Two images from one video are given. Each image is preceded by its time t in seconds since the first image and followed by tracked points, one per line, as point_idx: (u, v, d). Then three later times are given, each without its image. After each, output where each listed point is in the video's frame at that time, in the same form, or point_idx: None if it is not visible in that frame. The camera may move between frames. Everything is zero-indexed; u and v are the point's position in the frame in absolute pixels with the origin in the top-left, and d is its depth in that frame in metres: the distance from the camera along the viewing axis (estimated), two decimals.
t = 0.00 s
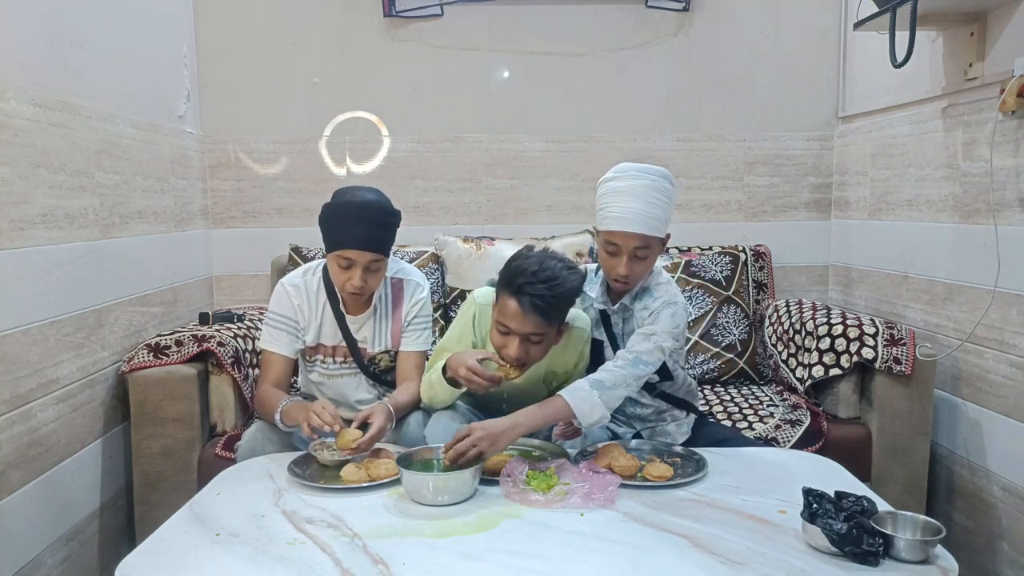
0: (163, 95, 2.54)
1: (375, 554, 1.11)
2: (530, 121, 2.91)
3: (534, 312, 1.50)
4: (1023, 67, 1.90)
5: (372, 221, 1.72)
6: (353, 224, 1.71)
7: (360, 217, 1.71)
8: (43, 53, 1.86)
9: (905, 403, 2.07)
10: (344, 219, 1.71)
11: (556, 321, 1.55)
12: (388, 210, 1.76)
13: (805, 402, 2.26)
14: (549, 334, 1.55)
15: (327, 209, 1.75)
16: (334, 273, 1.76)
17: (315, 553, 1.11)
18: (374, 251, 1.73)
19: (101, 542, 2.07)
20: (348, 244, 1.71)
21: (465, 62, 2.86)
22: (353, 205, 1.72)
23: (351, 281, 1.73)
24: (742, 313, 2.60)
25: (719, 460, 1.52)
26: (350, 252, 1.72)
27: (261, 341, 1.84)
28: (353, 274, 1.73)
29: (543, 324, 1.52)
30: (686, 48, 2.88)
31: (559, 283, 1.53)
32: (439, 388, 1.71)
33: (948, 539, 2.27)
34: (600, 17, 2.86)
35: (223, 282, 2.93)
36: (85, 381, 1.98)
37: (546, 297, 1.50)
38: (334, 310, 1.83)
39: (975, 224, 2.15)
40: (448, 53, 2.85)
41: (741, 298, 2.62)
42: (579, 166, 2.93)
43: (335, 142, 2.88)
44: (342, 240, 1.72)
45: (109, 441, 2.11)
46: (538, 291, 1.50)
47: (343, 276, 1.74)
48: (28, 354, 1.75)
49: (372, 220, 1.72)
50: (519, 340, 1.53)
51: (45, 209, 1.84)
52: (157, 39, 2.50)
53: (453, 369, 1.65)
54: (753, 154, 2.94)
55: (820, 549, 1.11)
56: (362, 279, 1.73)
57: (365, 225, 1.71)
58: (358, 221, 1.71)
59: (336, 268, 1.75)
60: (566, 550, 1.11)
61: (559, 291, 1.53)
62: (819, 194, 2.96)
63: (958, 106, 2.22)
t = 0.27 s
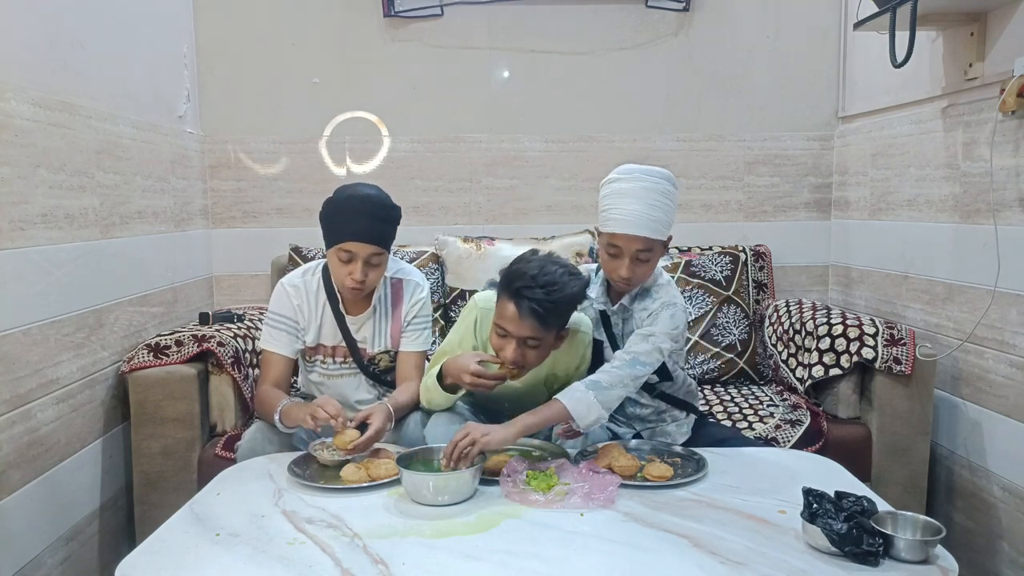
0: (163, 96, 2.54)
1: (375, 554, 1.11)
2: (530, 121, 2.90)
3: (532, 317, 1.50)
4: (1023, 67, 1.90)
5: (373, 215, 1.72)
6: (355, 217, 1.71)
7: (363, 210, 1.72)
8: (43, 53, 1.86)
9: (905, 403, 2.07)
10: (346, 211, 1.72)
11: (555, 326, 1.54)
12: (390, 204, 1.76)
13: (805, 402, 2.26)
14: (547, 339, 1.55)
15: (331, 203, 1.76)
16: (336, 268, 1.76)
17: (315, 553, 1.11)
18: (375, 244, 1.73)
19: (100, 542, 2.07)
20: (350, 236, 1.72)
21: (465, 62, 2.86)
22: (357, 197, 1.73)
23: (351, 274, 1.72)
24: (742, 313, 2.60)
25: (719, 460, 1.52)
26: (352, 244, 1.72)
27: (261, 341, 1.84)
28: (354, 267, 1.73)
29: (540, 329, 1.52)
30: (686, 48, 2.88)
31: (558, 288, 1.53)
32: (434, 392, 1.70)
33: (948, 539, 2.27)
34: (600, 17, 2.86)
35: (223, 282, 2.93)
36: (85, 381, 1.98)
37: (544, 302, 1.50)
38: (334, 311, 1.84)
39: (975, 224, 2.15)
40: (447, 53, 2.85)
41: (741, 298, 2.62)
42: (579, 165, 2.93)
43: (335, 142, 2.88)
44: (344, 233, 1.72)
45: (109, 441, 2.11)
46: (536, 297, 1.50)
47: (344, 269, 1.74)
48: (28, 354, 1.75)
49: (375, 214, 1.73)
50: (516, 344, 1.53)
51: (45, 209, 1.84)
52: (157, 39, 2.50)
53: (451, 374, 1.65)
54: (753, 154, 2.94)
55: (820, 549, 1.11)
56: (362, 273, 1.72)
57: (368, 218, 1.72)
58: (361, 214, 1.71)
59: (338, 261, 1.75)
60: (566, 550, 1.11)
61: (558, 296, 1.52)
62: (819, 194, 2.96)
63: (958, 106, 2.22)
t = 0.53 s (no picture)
0: (163, 96, 2.54)
1: (375, 554, 1.11)
2: (530, 121, 2.90)
3: (533, 323, 1.50)
4: (1023, 67, 1.90)
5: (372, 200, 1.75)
6: (355, 202, 1.73)
7: (362, 196, 1.74)
8: (43, 52, 1.86)
9: (905, 403, 2.07)
10: (347, 197, 1.73)
11: (557, 332, 1.54)
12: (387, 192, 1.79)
13: (805, 402, 2.26)
14: (549, 344, 1.54)
15: (329, 192, 1.78)
16: (336, 256, 1.76)
17: (315, 553, 1.11)
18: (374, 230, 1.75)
19: (100, 542, 2.07)
20: (351, 220, 1.72)
21: (465, 62, 2.86)
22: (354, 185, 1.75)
23: (351, 258, 1.73)
24: (742, 313, 2.60)
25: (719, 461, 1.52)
26: (352, 227, 1.73)
27: (261, 341, 1.84)
28: (353, 251, 1.73)
29: (542, 335, 1.51)
30: (686, 48, 2.88)
31: (560, 294, 1.52)
32: (433, 395, 1.70)
33: (948, 539, 2.27)
34: (599, 17, 2.86)
35: (223, 282, 2.93)
36: (85, 381, 1.98)
37: (546, 308, 1.50)
38: (335, 308, 1.84)
39: (975, 224, 2.15)
40: (447, 53, 2.85)
41: (741, 298, 2.62)
42: (579, 165, 2.93)
43: (335, 142, 2.88)
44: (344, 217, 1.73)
45: (109, 441, 2.11)
46: (537, 302, 1.49)
47: (344, 255, 1.74)
48: (28, 354, 1.75)
49: (375, 201, 1.76)
50: (518, 349, 1.53)
51: (45, 209, 1.84)
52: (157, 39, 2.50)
53: (454, 383, 1.65)
54: (753, 154, 2.94)
55: (820, 549, 1.11)
56: (363, 257, 1.73)
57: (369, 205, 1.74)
58: (362, 199, 1.73)
59: (337, 249, 1.76)
60: (566, 550, 1.11)
61: (560, 302, 1.51)
62: (819, 194, 2.96)
63: (958, 106, 2.22)
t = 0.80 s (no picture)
0: (163, 96, 2.54)
1: (374, 554, 1.10)
2: (530, 121, 2.90)
3: (535, 328, 1.50)
4: (1022, 67, 1.90)
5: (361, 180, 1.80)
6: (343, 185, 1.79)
7: (352, 177, 1.80)
8: (43, 52, 1.86)
9: (905, 403, 2.07)
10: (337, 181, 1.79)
11: (559, 336, 1.54)
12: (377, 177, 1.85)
13: (805, 402, 2.26)
14: (551, 349, 1.55)
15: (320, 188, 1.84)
16: (330, 241, 1.79)
17: (314, 553, 1.11)
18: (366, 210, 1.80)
19: (100, 542, 2.07)
20: (342, 201, 1.78)
21: (465, 62, 2.86)
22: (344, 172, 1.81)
23: (344, 238, 1.77)
24: (742, 313, 2.61)
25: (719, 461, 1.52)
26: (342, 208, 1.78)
27: (260, 339, 1.84)
28: (346, 232, 1.78)
29: (544, 340, 1.52)
30: (686, 48, 2.88)
31: (561, 298, 1.52)
32: (434, 397, 1.68)
33: (948, 539, 2.27)
34: (599, 17, 2.86)
35: (223, 282, 2.93)
36: (85, 381, 1.98)
37: (547, 313, 1.50)
38: (335, 305, 1.85)
39: (975, 224, 2.15)
40: (447, 53, 2.85)
41: (741, 298, 2.62)
42: (579, 166, 2.93)
43: (335, 142, 2.88)
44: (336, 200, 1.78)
45: (109, 441, 2.11)
46: (539, 308, 1.50)
47: (339, 237, 1.78)
48: (28, 354, 1.75)
49: (364, 183, 1.81)
50: (520, 355, 1.53)
51: (45, 209, 1.84)
52: (157, 39, 2.50)
53: (459, 392, 1.64)
54: (753, 154, 2.94)
55: (820, 549, 1.11)
56: (354, 236, 1.77)
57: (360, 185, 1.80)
58: (351, 181, 1.79)
59: (332, 232, 1.79)
60: (566, 550, 1.11)
61: (561, 306, 1.52)
62: (819, 193, 2.96)
63: (958, 106, 2.22)
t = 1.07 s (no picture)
0: (163, 96, 2.54)
1: (375, 554, 1.11)
2: (530, 121, 2.90)
3: (534, 329, 1.50)
4: (1023, 67, 1.90)
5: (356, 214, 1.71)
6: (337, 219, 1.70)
7: (346, 208, 1.70)
8: (44, 53, 1.86)
9: (905, 403, 2.07)
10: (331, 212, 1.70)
11: (559, 336, 1.54)
12: (370, 198, 1.75)
13: (805, 402, 2.26)
14: (551, 349, 1.55)
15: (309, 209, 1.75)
16: (327, 270, 1.75)
17: (315, 553, 1.11)
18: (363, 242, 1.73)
19: (100, 542, 2.07)
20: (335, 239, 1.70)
21: (465, 62, 2.86)
22: (336, 196, 1.71)
23: (339, 274, 1.73)
24: (742, 313, 2.61)
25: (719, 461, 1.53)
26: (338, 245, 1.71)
27: (260, 339, 1.84)
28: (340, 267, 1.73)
29: (544, 340, 1.52)
30: (686, 48, 2.88)
31: (560, 298, 1.52)
32: (435, 398, 1.68)
33: (948, 539, 2.27)
34: (599, 17, 2.86)
35: (223, 282, 2.93)
36: (85, 381, 1.98)
37: (546, 314, 1.50)
38: (333, 307, 1.84)
39: (975, 224, 2.15)
40: (447, 53, 2.85)
41: (741, 298, 2.62)
42: (579, 166, 2.93)
43: (335, 142, 2.88)
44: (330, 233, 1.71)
45: (109, 441, 2.11)
46: (538, 308, 1.50)
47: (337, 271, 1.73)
48: (28, 354, 1.75)
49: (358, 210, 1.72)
50: (521, 356, 1.53)
51: (45, 209, 1.84)
52: (157, 39, 2.50)
53: (461, 393, 1.64)
54: (753, 154, 2.94)
55: (820, 549, 1.11)
56: (351, 271, 1.73)
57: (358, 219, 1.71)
58: (345, 211, 1.70)
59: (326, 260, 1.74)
60: (566, 550, 1.11)
61: (560, 306, 1.52)
62: (819, 193, 2.96)
63: (958, 106, 2.22)
